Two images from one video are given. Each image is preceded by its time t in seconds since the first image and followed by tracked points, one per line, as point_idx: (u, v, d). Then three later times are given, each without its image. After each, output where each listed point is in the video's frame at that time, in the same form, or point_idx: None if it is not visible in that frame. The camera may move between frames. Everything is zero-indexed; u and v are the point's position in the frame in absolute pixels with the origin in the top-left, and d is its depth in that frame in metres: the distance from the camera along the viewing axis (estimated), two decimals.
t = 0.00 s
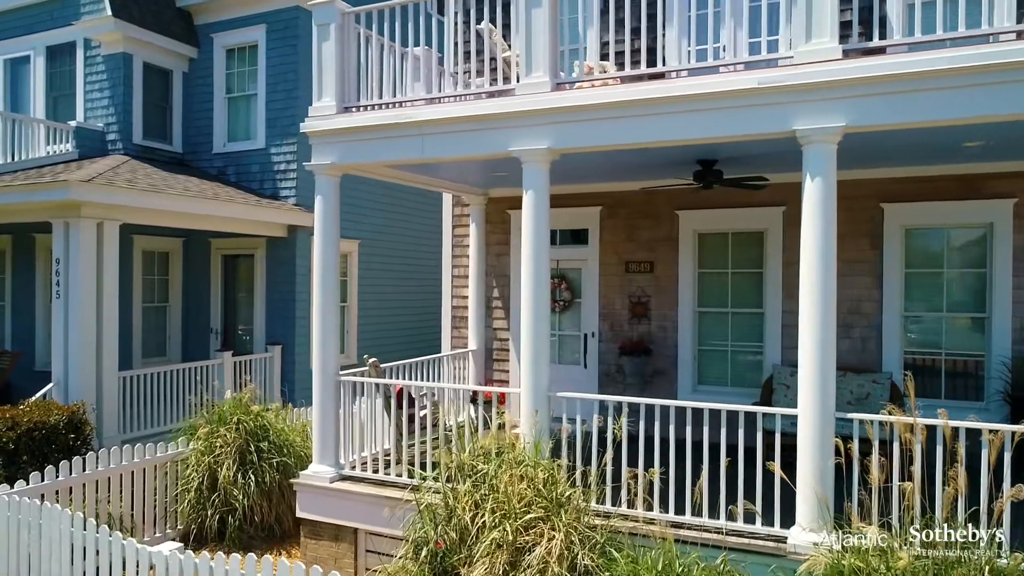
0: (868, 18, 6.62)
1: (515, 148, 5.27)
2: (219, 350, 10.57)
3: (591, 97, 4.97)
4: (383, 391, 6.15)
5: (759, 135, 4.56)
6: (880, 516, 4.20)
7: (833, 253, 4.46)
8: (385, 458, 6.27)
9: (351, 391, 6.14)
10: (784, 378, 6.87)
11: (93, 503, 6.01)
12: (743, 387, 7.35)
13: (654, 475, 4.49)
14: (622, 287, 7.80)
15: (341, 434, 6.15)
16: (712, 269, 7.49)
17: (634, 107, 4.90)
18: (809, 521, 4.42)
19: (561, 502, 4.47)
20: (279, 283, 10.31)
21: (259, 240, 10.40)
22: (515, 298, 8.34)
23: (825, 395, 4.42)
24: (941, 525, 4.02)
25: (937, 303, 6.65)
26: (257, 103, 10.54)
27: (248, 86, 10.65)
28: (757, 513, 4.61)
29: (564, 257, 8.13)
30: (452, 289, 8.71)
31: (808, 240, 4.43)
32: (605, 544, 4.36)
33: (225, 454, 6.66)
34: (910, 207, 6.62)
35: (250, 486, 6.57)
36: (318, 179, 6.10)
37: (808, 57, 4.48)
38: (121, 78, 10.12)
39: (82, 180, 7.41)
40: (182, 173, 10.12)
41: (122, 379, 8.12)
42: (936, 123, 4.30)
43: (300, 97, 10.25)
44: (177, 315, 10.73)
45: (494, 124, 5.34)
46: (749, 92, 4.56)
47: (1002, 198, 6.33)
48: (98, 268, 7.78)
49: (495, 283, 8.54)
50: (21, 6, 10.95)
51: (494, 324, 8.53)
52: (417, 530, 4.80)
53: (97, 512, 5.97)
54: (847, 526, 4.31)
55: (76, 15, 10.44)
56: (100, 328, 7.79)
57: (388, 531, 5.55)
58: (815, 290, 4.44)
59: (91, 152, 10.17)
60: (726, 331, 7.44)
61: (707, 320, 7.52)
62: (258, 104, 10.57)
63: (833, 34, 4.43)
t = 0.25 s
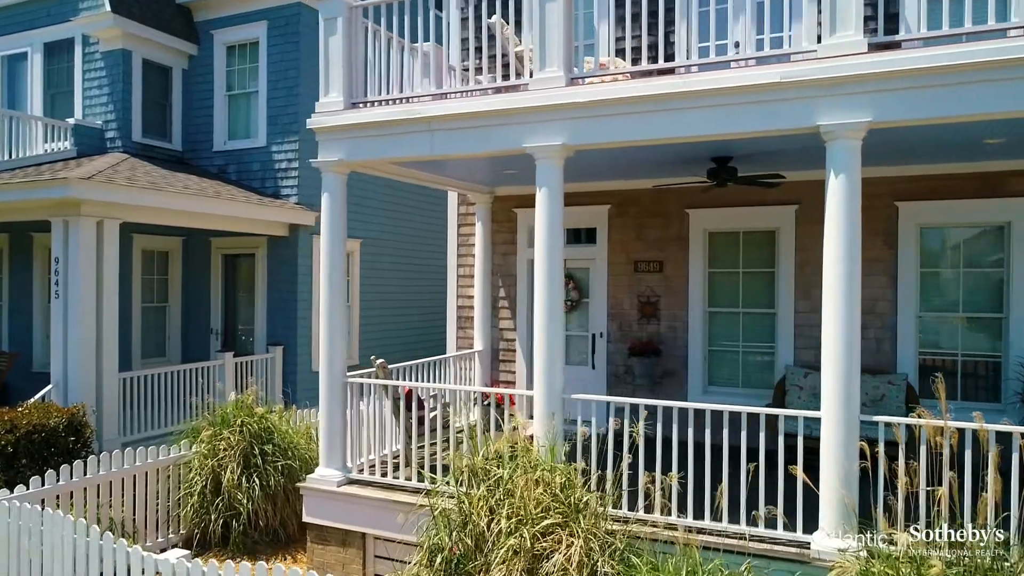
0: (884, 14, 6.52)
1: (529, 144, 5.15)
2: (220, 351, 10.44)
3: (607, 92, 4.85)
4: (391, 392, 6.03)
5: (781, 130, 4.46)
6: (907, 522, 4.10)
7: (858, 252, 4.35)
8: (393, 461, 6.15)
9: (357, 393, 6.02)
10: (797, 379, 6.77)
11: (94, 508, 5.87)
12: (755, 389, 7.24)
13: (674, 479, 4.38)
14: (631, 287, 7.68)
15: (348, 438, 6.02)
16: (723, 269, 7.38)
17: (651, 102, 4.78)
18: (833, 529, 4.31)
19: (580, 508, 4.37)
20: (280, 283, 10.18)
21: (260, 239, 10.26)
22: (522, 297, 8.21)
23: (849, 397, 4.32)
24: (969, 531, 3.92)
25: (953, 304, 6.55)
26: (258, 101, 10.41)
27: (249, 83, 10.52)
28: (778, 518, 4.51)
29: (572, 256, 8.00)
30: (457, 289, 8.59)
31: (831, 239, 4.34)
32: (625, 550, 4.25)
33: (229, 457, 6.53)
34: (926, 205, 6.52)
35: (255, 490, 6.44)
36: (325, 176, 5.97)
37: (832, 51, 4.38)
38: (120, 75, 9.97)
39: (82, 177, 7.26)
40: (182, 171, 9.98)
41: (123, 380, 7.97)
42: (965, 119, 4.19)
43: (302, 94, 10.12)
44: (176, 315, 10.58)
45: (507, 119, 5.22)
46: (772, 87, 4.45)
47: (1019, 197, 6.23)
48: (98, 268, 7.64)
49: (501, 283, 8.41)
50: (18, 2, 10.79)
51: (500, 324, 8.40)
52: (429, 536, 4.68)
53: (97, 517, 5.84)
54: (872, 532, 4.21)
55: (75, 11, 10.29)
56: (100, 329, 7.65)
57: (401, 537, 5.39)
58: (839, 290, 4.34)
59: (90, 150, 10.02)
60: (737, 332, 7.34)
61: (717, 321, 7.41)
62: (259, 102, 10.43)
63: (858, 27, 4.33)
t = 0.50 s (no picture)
0: (896, 10, 6.45)
1: (540, 141, 5.05)
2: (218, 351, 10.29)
3: (621, 87, 4.75)
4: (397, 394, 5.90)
5: (802, 126, 4.40)
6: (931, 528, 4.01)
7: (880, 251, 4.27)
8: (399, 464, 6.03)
9: (363, 394, 5.90)
10: (808, 380, 6.68)
11: (93, 513, 5.73)
12: (764, 390, 7.14)
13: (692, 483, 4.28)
14: (638, 286, 7.58)
15: (354, 440, 5.91)
16: (731, 269, 7.29)
17: (667, 97, 4.69)
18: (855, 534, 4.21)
19: (595, 513, 4.23)
20: (279, 283, 10.04)
21: (259, 238, 10.13)
22: (526, 297, 8.10)
23: (872, 399, 4.24)
24: (999, 536, 3.82)
25: (966, 303, 6.48)
26: (257, 98, 10.27)
27: (247, 81, 10.38)
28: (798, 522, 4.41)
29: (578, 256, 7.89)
30: (461, 289, 8.47)
31: (853, 238, 4.27)
32: (643, 556, 4.14)
33: (230, 460, 6.39)
34: (939, 204, 6.44)
35: (257, 494, 6.30)
36: (330, 174, 5.85)
37: (854, 45, 4.30)
38: (117, 72, 9.82)
39: (80, 175, 7.12)
40: (180, 169, 9.84)
41: (121, 381, 7.83)
42: (990, 114, 4.11)
43: (302, 92, 9.99)
44: (174, 316, 10.43)
45: (518, 116, 5.12)
46: (792, 82, 4.38)
47: None
48: (95, 268, 7.49)
49: (505, 283, 8.29)
50: None
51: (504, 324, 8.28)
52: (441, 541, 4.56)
53: (96, 523, 5.69)
54: (897, 537, 4.11)
55: (71, 6, 10.13)
56: (97, 329, 7.50)
57: (412, 543, 5.28)
58: (861, 289, 4.26)
59: (86, 148, 9.87)
60: (746, 332, 7.24)
61: (726, 321, 7.31)
62: (258, 99, 10.29)
63: (881, 21, 4.25)
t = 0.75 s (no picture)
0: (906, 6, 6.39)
1: (551, 137, 4.96)
2: (214, 352, 10.15)
3: (635, 83, 4.68)
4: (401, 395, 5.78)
5: (820, 122, 4.35)
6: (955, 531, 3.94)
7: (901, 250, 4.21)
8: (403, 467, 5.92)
9: (368, 396, 5.79)
10: (816, 381, 6.61)
11: (90, 519, 5.59)
12: (771, 391, 7.05)
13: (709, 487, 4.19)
14: (643, 286, 7.49)
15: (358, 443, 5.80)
16: (738, 268, 7.21)
17: (682, 93, 4.62)
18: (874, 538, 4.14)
19: (611, 518, 4.14)
20: (277, 283, 9.90)
21: (256, 237, 9.99)
22: (529, 297, 7.99)
23: (893, 401, 4.18)
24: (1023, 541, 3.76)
25: (976, 303, 6.43)
26: (254, 95, 10.12)
27: (244, 77, 10.24)
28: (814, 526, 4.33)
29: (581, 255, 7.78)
30: (462, 288, 8.35)
31: (873, 237, 4.22)
32: (660, 562, 4.05)
33: (230, 463, 6.27)
34: (950, 203, 6.38)
35: (258, 497, 6.18)
36: (334, 171, 5.72)
37: (875, 39, 4.24)
38: (112, 68, 9.66)
39: (76, 172, 6.98)
40: (176, 167, 9.69)
41: (116, 383, 7.68)
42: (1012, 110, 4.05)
43: (300, 89, 9.86)
44: (169, 316, 10.28)
45: (529, 111, 5.03)
46: (811, 76, 4.33)
47: None
48: (90, 267, 7.34)
49: (508, 282, 8.17)
50: None
51: (507, 324, 8.17)
52: (452, 547, 4.46)
53: (94, 529, 5.55)
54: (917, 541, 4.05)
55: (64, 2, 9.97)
56: (93, 330, 7.36)
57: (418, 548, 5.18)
58: (881, 288, 4.21)
59: (80, 145, 9.70)
60: (752, 332, 7.15)
61: (733, 321, 7.23)
62: (255, 96, 10.15)
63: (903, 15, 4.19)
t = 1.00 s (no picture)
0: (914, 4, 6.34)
1: (559, 134, 4.87)
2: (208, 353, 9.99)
3: (649, 78, 4.63)
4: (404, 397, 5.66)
5: (837, 118, 4.30)
6: (976, 534, 3.88)
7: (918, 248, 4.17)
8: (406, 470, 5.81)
9: (370, 397, 5.69)
10: (823, 381, 6.53)
11: (85, 524, 5.45)
12: (776, 392, 6.98)
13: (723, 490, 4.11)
14: (646, 286, 7.40)
15: (361, 446, 5.69)
16: (742, 267, 7.13)
17: (696, 88, 4.57)
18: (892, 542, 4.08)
19: (625, 523, 4.07)
20: (272, 282, 9.75)
21: (251, 236, 9.84)
22: (530, 297, 7.88)
23: (909, 404, 4.11)
24: None
25: (982, 303, 6.37)
26: (249, 92, 9.98)
27: (239, 74, 10.09)
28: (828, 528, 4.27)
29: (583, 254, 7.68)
30: (462, 287, 8.23)
31: (891, 236, 4.16)
32: (675, 567, 3.97)
33: (228, 467, 6.14)
34: (957, 201, 6.33)
35: (256, 502, 6.06)
36: (335, 168, 5.60)
37: (893, 34, 4.19)
38: (104, 64, 9.49)
39: (69, 169, 6.83)
40: (170, 165, 9.53)
41: (110, 385, 7.53)
42: None
43: (296, 86, 9.72)
44: (162, 317, 10.12)
45: (537, 107, 4.94)
46: (828, 72, 4.28)
47: None
48: (84, 267, 7.19)
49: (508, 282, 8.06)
50: None
51: (507, 325, 8.05)
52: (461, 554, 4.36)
53: (89, 535, 5.42)
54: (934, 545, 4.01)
55: None
56: (86, 331, 7.20)
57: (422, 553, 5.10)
58: (898, 288, 4.17)
59: (72, 142, 9.53)
60: (757, 332, 7.09)
61: (737, 321, 7.15)
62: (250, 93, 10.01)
63: (922, 10, 4.15)
